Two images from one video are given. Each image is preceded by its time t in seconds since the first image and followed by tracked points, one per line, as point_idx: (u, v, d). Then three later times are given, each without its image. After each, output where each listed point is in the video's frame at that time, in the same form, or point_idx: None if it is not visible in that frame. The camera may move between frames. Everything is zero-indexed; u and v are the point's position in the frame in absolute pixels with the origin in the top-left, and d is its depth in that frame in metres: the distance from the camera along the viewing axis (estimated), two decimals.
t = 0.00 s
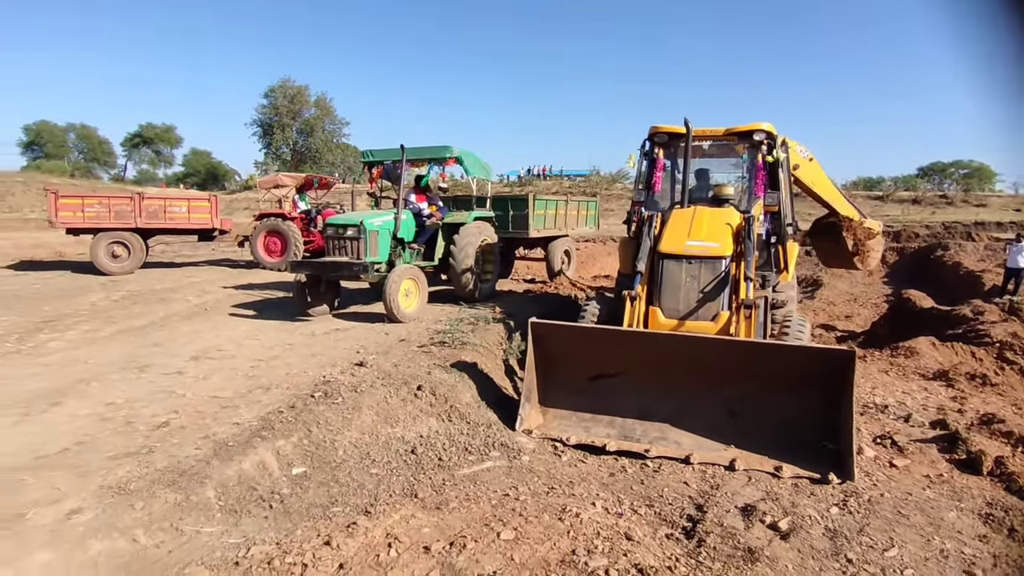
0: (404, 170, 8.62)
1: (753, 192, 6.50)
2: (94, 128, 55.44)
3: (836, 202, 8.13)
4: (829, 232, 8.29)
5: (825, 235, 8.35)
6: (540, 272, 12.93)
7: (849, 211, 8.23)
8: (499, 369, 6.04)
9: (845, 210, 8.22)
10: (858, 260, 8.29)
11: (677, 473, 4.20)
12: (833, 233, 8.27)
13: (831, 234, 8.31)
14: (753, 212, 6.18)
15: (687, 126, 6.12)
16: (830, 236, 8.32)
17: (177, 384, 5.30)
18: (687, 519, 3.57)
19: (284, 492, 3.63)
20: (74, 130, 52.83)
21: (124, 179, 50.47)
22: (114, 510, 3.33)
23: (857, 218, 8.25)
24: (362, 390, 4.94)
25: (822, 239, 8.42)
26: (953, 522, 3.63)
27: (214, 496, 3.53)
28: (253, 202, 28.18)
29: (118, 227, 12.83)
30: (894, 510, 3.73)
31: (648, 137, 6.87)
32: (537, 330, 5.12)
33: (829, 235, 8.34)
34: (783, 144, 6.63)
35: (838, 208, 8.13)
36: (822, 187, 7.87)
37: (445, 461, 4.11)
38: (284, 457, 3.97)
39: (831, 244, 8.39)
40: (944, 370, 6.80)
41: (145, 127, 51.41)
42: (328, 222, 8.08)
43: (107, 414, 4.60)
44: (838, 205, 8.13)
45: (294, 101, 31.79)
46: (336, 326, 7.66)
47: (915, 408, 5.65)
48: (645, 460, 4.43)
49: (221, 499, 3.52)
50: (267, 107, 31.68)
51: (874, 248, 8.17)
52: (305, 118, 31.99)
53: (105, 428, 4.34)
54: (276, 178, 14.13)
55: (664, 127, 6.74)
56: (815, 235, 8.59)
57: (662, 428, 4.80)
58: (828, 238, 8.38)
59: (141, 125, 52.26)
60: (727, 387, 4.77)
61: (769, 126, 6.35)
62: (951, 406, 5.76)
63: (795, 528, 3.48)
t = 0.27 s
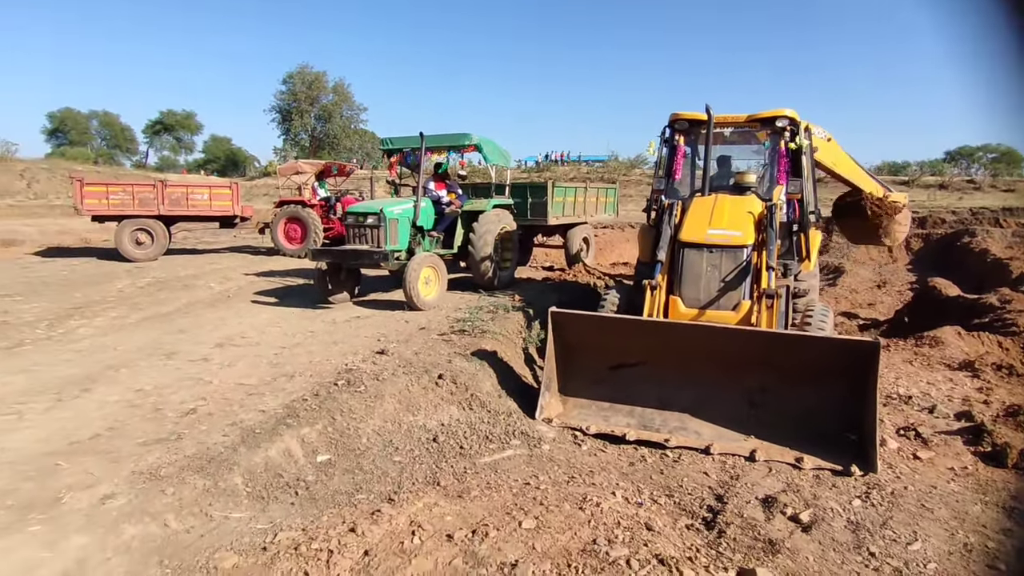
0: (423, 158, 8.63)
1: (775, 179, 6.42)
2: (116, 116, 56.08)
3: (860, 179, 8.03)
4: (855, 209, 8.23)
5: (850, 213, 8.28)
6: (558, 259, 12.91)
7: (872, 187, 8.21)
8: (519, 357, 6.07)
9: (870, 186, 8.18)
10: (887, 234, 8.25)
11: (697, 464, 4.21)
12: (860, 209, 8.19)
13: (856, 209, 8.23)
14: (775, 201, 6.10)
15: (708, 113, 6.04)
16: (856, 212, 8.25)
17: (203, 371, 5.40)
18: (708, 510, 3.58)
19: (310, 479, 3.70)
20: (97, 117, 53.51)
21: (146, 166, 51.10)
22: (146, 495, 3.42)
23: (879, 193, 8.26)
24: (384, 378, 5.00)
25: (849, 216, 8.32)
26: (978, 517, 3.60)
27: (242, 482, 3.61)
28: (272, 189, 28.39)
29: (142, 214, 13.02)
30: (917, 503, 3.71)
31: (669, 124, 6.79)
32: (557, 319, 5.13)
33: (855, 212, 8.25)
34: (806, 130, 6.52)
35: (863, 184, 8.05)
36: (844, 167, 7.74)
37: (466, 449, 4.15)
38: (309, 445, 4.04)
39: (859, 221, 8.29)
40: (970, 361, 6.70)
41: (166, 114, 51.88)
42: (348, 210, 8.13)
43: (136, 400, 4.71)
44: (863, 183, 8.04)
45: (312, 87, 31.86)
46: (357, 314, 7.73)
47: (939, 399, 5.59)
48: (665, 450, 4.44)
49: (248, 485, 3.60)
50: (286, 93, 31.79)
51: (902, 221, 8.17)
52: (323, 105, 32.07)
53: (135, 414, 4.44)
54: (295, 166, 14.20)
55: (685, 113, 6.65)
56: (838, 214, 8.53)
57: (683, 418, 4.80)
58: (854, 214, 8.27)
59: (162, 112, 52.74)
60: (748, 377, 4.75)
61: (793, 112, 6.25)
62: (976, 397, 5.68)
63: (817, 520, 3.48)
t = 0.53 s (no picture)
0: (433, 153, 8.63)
1: (788, 176, 6.35)
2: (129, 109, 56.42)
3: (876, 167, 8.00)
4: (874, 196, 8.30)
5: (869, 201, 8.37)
6: (568, 255, 12.88)
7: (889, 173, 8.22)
8: (528, 354, 6.06)
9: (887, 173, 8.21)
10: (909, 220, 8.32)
11: (706, 464, 4.19)
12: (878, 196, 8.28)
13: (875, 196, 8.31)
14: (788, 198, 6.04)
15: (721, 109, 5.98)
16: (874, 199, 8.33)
17: (213, 365, 5.43)
18: (716, 511, 3.56)
19: (318, 475, 3.71)
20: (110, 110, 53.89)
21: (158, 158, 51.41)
22: (157, 490, 3.44)
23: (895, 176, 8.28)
24: (393, 374, 5.00)
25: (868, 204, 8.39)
26: (991, 521, 3.56)
27: (251, 477, 3.62)
28: (283, 182, 28.47)
29: (154, 207, 13.10)
30: (929, 507, 3.67)
31: (681, 120, 6.74)
32: (566, 317, 5.10)
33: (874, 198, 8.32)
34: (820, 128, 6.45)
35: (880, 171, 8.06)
36: (860, 159, 7.67)
37: (475, 447, 4.15)
38: (318, 440, 4.05)
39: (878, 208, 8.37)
40: (984, 361, 6.63)
41: (178, 107, 52.12)
42: (358, 205, 8.14)
43: (148, 394, 4.74)
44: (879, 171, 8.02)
45: (323, 81, 31.89)
46: (366, 309, 7.75)
47: (952, 400, 5.53)
48: (674, 449, 4.42)
49: (258, 480, 3.61)
50: (296, 87, 31.84)
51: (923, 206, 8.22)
52: (334, 98, 32.10)
53: (147, 408, 4.47)
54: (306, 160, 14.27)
55: (697, 109, 6.59)
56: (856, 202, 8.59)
57: (692, 417, 4.77)
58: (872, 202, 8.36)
59: (174, 105, 52.99)
60: (758, 376, 4.72)
61: (807, 109, 6.18)
62: (990, 399, 5.62)
63: (827, 523, 3.45)
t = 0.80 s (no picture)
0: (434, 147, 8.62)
1: (789, 169, 6.35)
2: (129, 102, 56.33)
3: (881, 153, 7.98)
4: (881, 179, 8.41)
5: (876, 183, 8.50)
6: (569, 248, 12.88)
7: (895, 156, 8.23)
8: (529, 347, 6.07)
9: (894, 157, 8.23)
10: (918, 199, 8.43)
11: (705, 456, 4.20)
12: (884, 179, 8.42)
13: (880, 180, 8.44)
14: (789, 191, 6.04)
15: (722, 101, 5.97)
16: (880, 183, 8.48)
17: (215, 358, 5.45)
18: (715, 502, 3.58)
19: (320, 467, 3.73)
20: (110, 104, 53.78)
21: (158, 152, 51.35)
22: (159, 482, 3.46)
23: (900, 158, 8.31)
24: (394, 366, 5.02)
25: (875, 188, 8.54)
26: (989, 512, 3.57)
27: (253, 469, 3.64)
28: (284, 176, 28.46)
29: (155, 201, 13.10)
30: (927, 498, 3.69)
31: (682, 112, 6.73)
32: (567, 310, 5.12)
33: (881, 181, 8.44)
34: (822, 120, 6.44)
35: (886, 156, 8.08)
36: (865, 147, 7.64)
37: (475, 439, 4.17)
38: (319, 433, 4.07)
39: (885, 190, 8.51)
40: (984, 354, 6.64)
41: (178, 100, 52.01)
42: (359, 198, 8.14)
43: (150, 387, 4.76)
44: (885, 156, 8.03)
45: (324, 74, 31.80)
46: (367, 302, 7.76)
47: (952, 392, 5.55)
48: (674, 441, 4.44)
49: (260, 472, 3.63)
50: (297, 80, 31.75)
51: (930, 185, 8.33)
52: (334, 91, 32.03)
53: (149, 401, 4.49)
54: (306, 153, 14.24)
55: (699, 102, 6.58)
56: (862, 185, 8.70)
57: (692, 409, 4.79)
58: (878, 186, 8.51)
59: (174, 98, 52.88)
60: (758, 369, 4.73)
61: (809, 101, 6.18)
62: (990, 390, 5.64)
63: (826, 514, 3.47)
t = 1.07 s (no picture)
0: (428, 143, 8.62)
1: (782, 160, 6.36)
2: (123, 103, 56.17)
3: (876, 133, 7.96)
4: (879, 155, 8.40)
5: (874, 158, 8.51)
6: (565, 243, 12.89)
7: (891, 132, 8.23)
8: (524, 341, 6.09)
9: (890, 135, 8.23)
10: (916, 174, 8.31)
11: (700, 446, 4.23)
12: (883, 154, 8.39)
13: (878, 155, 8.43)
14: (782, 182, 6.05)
15: (713, 94, 5.98)
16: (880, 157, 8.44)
17: (211, 357, 5.47)
18: (709, 492, 3.61)
19: (315, 463, 3.75)
20: (104, 105, 53.61)
21: (153, 152, 51.23)
22: (155, 480, 3.48)
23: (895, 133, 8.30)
24: (389, 363, 5.04)
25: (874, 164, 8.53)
26: (980, 497, 3.60)
27: (249, 466, 3.66)
28: (280, 175, 28.43)
29: (150, 202, 13.09)
30: (919, 484, 3.72)
31: (675, 105, 6.74)
32: (561, 303, 5.14)
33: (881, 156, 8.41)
34: (814, 111, 6.45)
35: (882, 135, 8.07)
36: (860, 131, 7.63)
37: (471, 433, 4.20)
38: (315, 429, 4.09)
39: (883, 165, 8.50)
40: (978, 341, 6.67)
41: (173, 100, 51.85)
42: (354, 196, 8.15)
43: (145, 386, 4.78)
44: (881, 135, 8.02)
45: (318, 72, 31.72)
46: (363, 299, 7.78)
47: (945, 380, 5.58)
48: (669, 432, 4.46)
49: (255, 469, 3.65)
50: (291, 78, 31.68)
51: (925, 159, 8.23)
52: (329, 89, 31.96)
53: (145, 400, 4.51)
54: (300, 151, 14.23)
55: (691, 95, 6.60)
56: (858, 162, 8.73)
57: (686, 400, 4.81)
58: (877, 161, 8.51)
59: (169, 98, 52.72)
60: (752, 359, 4.76)
61: (800, 92, 6.19)
62: (983, 378, 5.67)
63: (818, 502, 3.50)
